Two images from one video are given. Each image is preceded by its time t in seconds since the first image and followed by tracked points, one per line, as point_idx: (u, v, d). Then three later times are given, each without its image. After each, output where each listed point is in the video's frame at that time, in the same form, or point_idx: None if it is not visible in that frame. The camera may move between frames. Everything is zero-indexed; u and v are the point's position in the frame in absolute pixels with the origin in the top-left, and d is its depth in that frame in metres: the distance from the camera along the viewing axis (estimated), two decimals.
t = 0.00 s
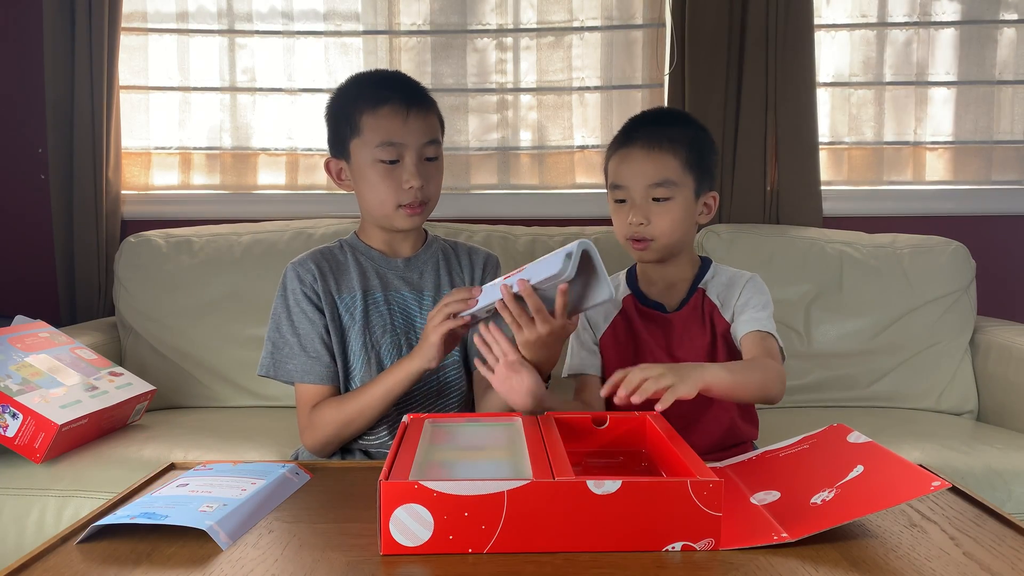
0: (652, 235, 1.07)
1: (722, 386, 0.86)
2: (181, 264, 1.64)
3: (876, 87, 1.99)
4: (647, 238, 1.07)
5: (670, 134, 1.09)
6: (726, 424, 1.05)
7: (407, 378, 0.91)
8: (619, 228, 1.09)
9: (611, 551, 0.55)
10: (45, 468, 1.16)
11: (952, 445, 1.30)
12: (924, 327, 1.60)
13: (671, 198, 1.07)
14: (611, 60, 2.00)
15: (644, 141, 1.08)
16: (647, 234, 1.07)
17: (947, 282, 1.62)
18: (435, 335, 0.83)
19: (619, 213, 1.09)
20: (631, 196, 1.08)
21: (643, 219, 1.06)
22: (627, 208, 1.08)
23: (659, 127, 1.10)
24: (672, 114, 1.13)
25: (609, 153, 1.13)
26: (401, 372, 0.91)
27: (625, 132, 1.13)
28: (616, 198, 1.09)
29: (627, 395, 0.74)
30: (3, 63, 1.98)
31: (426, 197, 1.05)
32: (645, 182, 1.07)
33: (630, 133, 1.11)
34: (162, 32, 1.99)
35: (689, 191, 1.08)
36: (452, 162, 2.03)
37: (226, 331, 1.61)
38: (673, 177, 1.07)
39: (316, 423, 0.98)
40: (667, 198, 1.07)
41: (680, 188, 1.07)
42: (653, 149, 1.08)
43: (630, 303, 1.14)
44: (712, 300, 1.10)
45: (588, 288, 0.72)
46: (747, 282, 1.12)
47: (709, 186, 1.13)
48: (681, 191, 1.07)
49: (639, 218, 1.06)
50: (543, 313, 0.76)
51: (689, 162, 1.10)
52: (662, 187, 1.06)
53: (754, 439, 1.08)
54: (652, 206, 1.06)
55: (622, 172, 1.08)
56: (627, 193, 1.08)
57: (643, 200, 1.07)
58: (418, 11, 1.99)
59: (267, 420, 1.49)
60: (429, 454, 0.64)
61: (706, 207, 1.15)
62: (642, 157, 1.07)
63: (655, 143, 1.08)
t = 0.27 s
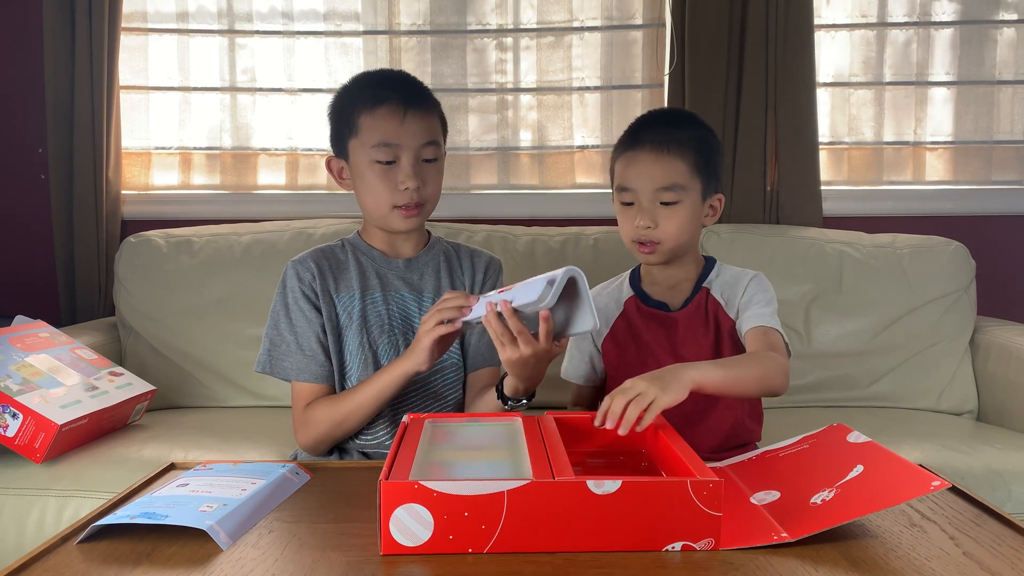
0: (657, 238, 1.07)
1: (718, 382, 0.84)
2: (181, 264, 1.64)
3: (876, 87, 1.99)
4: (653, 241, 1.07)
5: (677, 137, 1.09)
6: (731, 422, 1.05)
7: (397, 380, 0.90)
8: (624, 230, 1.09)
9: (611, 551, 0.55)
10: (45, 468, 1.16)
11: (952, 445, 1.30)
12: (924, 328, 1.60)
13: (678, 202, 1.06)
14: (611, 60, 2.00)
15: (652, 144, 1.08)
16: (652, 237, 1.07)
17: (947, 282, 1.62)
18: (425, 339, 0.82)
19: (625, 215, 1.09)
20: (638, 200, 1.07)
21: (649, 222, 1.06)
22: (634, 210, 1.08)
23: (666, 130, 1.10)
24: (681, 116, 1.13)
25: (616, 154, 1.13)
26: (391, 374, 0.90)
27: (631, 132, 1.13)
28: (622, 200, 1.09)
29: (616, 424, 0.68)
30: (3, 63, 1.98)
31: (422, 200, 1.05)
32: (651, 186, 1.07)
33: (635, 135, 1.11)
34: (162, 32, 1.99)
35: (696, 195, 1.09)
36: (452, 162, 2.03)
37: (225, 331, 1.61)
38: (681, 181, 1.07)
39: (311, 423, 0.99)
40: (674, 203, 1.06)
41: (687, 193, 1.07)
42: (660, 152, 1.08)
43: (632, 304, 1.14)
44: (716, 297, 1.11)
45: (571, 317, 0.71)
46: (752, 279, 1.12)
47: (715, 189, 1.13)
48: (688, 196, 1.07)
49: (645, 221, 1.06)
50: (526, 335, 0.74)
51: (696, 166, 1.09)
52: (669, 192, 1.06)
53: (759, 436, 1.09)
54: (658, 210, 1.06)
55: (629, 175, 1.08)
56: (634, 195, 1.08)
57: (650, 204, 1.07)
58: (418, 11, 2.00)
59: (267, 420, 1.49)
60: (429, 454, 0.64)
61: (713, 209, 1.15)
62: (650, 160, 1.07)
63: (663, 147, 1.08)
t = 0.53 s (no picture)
0: (662, 243, 1.07)
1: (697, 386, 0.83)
2: (181, 264, 1.64)
3: (876, 87, 1.99)
4: (657, 246, 1.07)
5: (682, 140, 1.09)
6: (723, 422, 1.06)
7: (390, 383, 0.89)
8: (627, 233, 1.09)
9: (611, 550, 0.55)
10: (45, 468, 1.16)
11: (952, 445, 1.30)
12: (924, 328, 1.60)
13: (684, 207, 1.07)
14: (610, 60, 2.00)
15: (656, 148, 1.08)
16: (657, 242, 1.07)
17: (948, 282, 1.62)
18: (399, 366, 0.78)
19: (629, 219, 1.08)
20: (642, 204, 1.07)
21: (654, 228, 1.06)
22: (638, 214, 1.08)
23: (672, 133, 1.10)
24: (685, 118, 1.13)
25: (619, 157, 1.13)
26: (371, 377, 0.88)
27: (636, 133, 1.13)
28: (626, 204, 1.09)
29: (589, 429, 0.68)
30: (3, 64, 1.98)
31: (419, 197, 1.05)
32: (656, 191, 1.07)
33: (640, 138, 1.11)
34: (162, 32, 1.99)
35: (700, 202, 1.09)
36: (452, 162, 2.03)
37: (226, 331, 1.61)
38: (685, 185, 1.07)
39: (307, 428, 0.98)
40: (679, 208, 1.06)
41: (692, 199, 1.07)
42: (665, 157, 1.07)
43: (628, 302, 1.15)
44: (711, 299, 1.10)
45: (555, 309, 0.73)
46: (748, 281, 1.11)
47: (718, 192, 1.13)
48: (692, 203, 1.07)
49: (651, 226, 1.06)
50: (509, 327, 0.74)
51: (701, 171, 1.09)
52: (674, 198, 1.06)
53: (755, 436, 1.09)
54: (663, 215, 1.06)
55: (634, 178, 1.08)
56: (638, 200, 1.08)
57: (655, 209, 1.07)
58: (418, 11, 2.00)
59: (267, 420, 1.49)
60: (429, 454, 0.64)
61: (716, 211, 1.15)
62: (655, 164, 1.07)
63: (669, 152, 1.08)
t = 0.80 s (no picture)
0: (661, 245, 1.07)
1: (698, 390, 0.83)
2: (181, 264, 1.64)
3: (875, 87, 1.99)
4: (657, 248, 1.08)
5: (680, 142, 1.09)
6: (723, 422, 1.06)
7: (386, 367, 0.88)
8: (627, 235, 1.10)
9: (611, 551, 0.55)
10: (45, 468, 1.16)
11: (952, 445, 1.30)
12: (924, 328, 1.60)
13: (683, 210, 1.07)
14: (610, 60, 2.00)
15: (654, 150, 1.08)
16: (656, 244, 1.07)
17: (947, 282, 1.62)
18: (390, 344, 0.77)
19: (628, 222, 1.09)
20: (640, 206, 1.08)
21: (654, 230, 1.06)
22: (637, 217, 1.08)
23: (671, 134, 1.10)
24: (683, 118, 1.13)
25: (617, 158, 1.13)
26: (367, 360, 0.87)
27: (634, 133, 1.13)
28: (625, 207, 1.09)
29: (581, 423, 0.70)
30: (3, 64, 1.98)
31: (421, 193, 1.04)
32: (655, 194, 1.07)
33: (637, 138, 1.11)
34: (162, 32, 1.99)
35: (699, 203, 1.09)
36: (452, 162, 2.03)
37: (226, 331, 1.61)
38: (684, 187, 1.07)
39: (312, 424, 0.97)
40: (678, 210, 1.07)
41: (691, 201, 1.07)
42: (663, 160, 1.08)
43: (628, 302, 1.15)
44: (711, 299, 1.10)
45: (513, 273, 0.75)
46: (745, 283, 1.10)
47: (716, 193, 1.13)
48: (691, 205, 1.08)
49: (651, 229, 1.06)
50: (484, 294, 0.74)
51: (700, 173, 1.09)
52: (673, 200, 1.06)
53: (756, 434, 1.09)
54: (662, 218, 1.06)
55: (633, 180, 1.08)
56: (637, 202, 1.08)
57: (655, 211, 1.07)
58: (418, 11, 2.00)
59: (267, 420, 1.49)
60: (429, 454, 0.64)
61: (714, 211, 1.15)
62: (654, 166, 1.07)
63: (667, 154, 1.08)
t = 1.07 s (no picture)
0: (659, 247, 1.07)
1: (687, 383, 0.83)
2: (181, 264, 1.64)
3: (876, 87, 1.99)
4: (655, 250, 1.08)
5: (678, 144, 1.09)
6: (723, 421, 1.06)
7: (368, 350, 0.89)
8: (625, 237, 1.10)
9: (611, 551, 0.55)
10: (45, 468, 1.16)
11: (953, 445, 1.30)
12: (924, 328, 1.60)
13: (680, 212, 1.07)
14: (610, 60, 2.00)
15: (652, 153, 1.08)
16: (654, 247, 1.07)
17: (947, 282, 1.61)
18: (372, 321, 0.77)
19: (627, 224, 1.09)
20: (638, 209, 1.08)
21: (652, 233, 1.06)
22: (635, 219, 1.08)
23: (669, 136, 1.10)
24: (681, 119, 1.12)
25: (616, 160, 1.13)
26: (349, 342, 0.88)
27: (633, 135, 1.13)
28: (624, 208, 1.09)
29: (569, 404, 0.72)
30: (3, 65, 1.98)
31: (422, 192, 1.04)
32: (653, 196, 1.07)
33: (636, 140, 1.11)
34: (162, 32, 1.99)
35: (697, 204, 1.09)
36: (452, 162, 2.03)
37: (226, 331, 1.61)
38: (682, 189, 1.07)
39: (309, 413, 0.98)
40: (676, 213, 1.07)
41: (689, 203, 1.08)
42: (661, 163, 1.08)
43: (627, 302, 1.15)
44: (709, 298, 1.10)
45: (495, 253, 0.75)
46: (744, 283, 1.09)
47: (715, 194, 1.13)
48: (689, 207, 1.08)
49: (649, 231, 1.06)
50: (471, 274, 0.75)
51: (698, 174, 1.09)
52: (671, 203, 1.07)
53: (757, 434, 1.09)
54: (659, 221, 1.06)
55: (631, 182, 1.08)
56: (635, 204, 1.08)
57: (653, 214, 1.07)
58: (418, 11, 1.99)
59: (267, 420, 1.49)
60: (429, 454, 0.64)
61: (714, 212, 1.15)
62: (652, 168, 1.08)
63: (664, 156, 1.08)
